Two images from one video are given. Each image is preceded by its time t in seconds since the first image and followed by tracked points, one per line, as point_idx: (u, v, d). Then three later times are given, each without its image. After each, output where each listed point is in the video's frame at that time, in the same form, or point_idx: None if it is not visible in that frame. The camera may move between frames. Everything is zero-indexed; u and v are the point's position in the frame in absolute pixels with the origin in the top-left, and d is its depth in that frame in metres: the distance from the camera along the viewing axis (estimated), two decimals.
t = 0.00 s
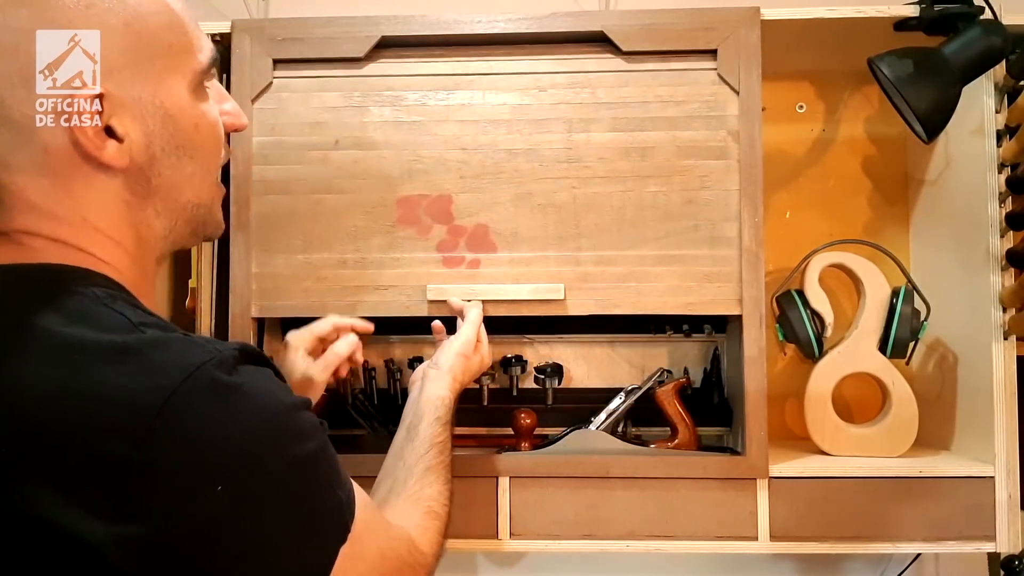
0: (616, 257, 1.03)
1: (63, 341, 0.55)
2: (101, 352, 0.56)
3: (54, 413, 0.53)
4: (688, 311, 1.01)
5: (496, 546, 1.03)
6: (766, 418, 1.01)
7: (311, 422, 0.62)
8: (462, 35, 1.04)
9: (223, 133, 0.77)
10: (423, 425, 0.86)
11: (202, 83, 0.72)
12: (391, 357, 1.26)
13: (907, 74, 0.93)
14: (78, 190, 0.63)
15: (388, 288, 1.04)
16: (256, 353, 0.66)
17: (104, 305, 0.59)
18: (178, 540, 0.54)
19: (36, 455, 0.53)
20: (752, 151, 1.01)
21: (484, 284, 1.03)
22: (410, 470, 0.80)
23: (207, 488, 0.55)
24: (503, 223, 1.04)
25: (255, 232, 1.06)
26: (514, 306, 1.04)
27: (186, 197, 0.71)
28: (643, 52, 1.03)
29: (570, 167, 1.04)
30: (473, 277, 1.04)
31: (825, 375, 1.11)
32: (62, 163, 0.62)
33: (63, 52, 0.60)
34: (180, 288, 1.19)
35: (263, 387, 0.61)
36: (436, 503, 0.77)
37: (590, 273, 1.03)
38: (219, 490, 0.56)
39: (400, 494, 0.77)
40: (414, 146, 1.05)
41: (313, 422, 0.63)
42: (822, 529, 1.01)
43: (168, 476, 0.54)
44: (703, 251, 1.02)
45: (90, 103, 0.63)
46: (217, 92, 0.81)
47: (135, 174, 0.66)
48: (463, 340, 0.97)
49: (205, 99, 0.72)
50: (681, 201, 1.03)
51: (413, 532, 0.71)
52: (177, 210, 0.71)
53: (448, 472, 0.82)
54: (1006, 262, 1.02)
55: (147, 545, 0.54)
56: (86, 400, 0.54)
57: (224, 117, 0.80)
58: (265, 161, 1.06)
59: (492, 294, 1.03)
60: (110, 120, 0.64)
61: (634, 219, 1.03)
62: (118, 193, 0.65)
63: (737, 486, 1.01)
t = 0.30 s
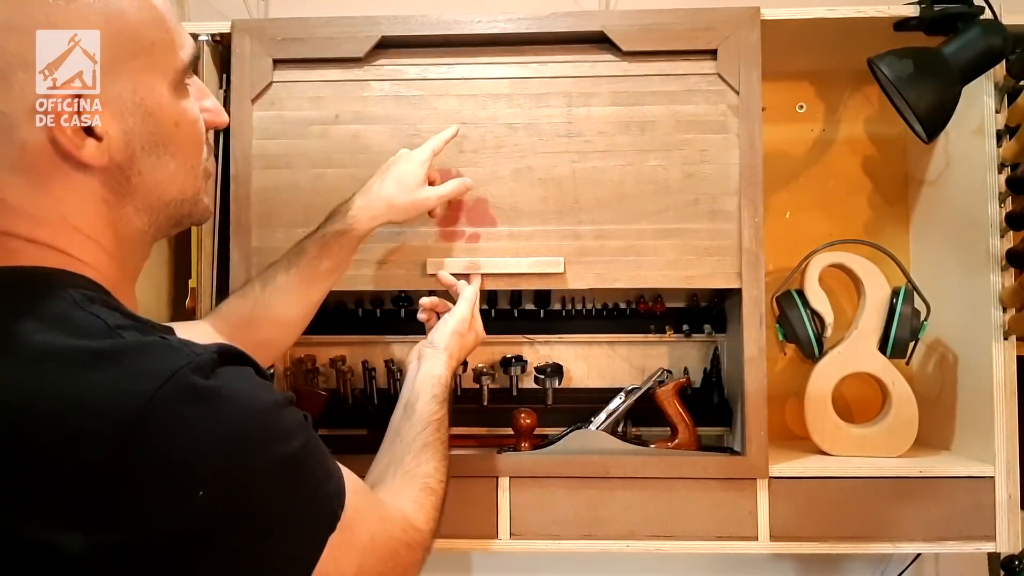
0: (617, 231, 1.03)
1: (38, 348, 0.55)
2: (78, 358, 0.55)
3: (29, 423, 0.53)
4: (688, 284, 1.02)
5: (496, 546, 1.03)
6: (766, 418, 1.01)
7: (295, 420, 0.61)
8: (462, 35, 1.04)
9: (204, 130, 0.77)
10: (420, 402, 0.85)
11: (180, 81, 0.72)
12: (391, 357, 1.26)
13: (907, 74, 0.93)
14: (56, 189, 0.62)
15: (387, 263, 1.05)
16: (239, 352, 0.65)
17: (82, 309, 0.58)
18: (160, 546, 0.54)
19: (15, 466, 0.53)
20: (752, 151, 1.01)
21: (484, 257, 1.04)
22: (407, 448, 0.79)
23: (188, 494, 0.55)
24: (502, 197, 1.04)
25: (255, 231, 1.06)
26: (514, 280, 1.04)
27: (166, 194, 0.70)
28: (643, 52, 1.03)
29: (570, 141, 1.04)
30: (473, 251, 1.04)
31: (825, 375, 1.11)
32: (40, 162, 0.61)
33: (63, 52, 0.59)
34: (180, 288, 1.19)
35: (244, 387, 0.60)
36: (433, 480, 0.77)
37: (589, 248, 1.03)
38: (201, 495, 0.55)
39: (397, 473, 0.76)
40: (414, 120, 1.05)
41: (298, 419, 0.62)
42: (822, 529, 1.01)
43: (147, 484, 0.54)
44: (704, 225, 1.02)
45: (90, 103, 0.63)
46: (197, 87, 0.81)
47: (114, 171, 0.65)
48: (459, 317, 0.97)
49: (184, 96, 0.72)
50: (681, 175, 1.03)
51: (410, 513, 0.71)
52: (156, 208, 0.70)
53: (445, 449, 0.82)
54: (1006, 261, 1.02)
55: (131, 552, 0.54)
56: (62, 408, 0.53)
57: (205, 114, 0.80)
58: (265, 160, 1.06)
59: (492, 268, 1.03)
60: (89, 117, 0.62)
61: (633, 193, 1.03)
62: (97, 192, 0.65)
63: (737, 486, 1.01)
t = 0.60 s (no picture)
0: (617, 205, 1.03)
1: (34, 351, 0.54)
2: (74, 360, 0.55)
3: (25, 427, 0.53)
4: (688, 258, 1.02)
5: (495, 546, 1.03)
6: (766, 418, 1.01)
7: (293, 415, 0.61)
8: (462, 35, 1.04)
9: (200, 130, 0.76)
10: (429, 379, 0.85)
11: (175, 80, 0.71)
12: (391, 357, 1.26)
13: (907, 74, 0.93)
14: (47, 190, 0.62)
15: (387, 237, 1.05)
16: (233, 349, 0.64)
17: (77, 310, 0.58)
18: (163, 544, 0.55)
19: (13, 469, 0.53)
20: (752, 152, 1.01)
21: (484, 232, 1.04)
22: (416, 424, 0.80)
23: (190, 492, 0.55)
24: (503, 172, 1.04)
25: (255, 231, 1.06)
26: (514, 254, 1.04)
27: (161, 194, 0.69)
28: (643, 52, 1.03)
29: (570, 116, 1.04)
30: (472, 226, 1.04)
31: (825, 375, 1.11)
32: (33, 162, 0.61)
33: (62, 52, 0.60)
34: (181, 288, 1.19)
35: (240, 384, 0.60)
36: (442, 454, 0.77)
37: (589, 222, 1.03)
38: (203, 492, 0.55)
39: (406, 449, 0.77)
40: (414, 95, 1.06)
41: (294, 413, 0.61)
42: (822, 529, 1.01)
43: (143, 485, 0.54)
44: (703, 199, 1.02)
45: (91, 103, 0.63)
46: (193, 86, 0.80)
47: (106, 172, 0.64)
48: (467, 295, 0.95)
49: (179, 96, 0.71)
50: (680, 149, 1.03)
51: (418, 488, 0.71)
52: (152, 208, 0.69)
53: (455, 423, 0.82)
54: (1005, 261, 1.02)
55: (135, 552, 0.54)
56: (60, 412, 0.53)
57: (201, 113, 0.79)
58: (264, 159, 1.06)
59: (492, 243, 1.03)
60: (77, 117, 0.62)
61: (633, 166, 1.03)
62: (89, 193, 0.64)
63: (737, 486, 1.01)
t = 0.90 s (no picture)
0: (617, 166, 1.03)
1: (39, 342, 0.54)
2: (78, 349, 0.54)
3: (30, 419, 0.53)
4: (688, 220, 1.02)
5: (495, 546, 1.03)
6: (766, 418, 1.01)
7: (295, 393, 0.61)
8: (462, 35, 1.04)
9: (208, 142, 0.75)
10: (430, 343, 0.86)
11: (188, 88, 0.71)
12: (391, 357, 1.26)
13: (907, 74, 0.93)
14: (48, 186, 0.62)
15: (388, 199, 1.05)
16: (235, 334, 0.64)
17: (80, 301, 0.58)
18: (178, 525, 0.55)
19: (24, 458, 0.53)
20: (752, 151, 1.01)
21: (483, 193, 1.03)
22: (420, 387, 0.80)
23: (201, 472, 0.55)
24: (503, 133, 1.04)
25: (255, 220, 1.06)
26: (514, 215, 1.04)
27: (163, 201, 0.69)
28: (643, 52, 1.03)
29: (570, 77, 1.05)
30: (472, 187, 1.04)
31: (825, 375, 1.11)
32: (33, 159, 0.61)
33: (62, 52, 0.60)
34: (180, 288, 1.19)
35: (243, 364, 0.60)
36: (448, 413, 0.78)
37: (589, 183, 1.03)
38: (214, 472, 0.55)
39: (412, 413, 0.77)
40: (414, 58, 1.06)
41: (297, 390, 0.61)
42: (822, 529, 1.01)
43: (151, 471, 0.54)
44: (703, 159, 1.02)
45: (90, 103, 0.62)
46: (208, 96, 0.80)
47: (108, 175, 0.64)
48: (462, 255, 0.95)
49: (189, 105, 0.71)
50: (680, 109, 1.03)
51: (428, 449, 0.72)
52: (154, 214, 0.69)
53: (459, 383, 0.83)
54: (1005, 262, 1.02)
55: (151, 533, 0.54)
56: (68, 400, 0.53)
57: (213, 125, 0.79)
58: (264, 158, 1.06)
59: (491, 203, 1.03)
60: (81, 117, 0.62)
61: (633, 127, 1.04)
62: (91, 194, 0.64)
63: (737, 486, 1.01)
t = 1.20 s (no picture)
0: (616, 129, 1.03)
1: (36, 338, 0.54)
2: (77, 341, 0.54)
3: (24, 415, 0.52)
4: (688, 181, 1.02)
5: (495, 546, 1.03)
6: (766, 419, 1.01)
7: (288, 370, 0.60)
8: (462, 35, 1.04)
9: (202, 144, 0.75)
10: (432, 303, 0.85)
11: (182, 88, 0.70)
12: (391, 357, 1.26)
13: (907, 74, 0.93)
14: (39, 185, 0.62)
15: (387, 161, 1.05)
16: (231, 321, 0.63)
17: (78, 297, 0.58)
18: (187, 504, 0.54)
19: (27, 452, 0.52)
20: (752, 152, 1.01)
21: (483, 156, 1.03)
22: (424, 347, 0.79)
23: (206, 450, 0.54)
24: (502, 96, 1.05)
25: (255, 181, 1.06)
26: (514, 178, 1.03)
27: (158, 202, 0.69)
28: (643, 52, 1.03)
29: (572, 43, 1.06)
30: (472, 149, 1.04)
31: (825, 375, 1.11)
32: (22, 159, 0.61)
33: (62, 52, 0.59)
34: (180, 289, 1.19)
35: (239, 345, 0.59)
36: (453, 370, 0.77)
37: (589, 145, 1.03)
38: (220, 449, 0.55)
39: (417, 373, 0.76)
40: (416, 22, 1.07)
41: (295, 365, 0.61)
42: (822, 529, 1.01)
43: (148, 457, 0.53)
44: (703, 122, 1.03)
45: (90, 103, 0.62)
46: (205, 98, 0.79)
47: (99, 176, 0.64)
48: (460, 215, 0.92)
49: (182, 105, 0.70)
50: (680, 72, 1.03)
51: (433, 408, 0.71)
52: (148, 214, 0.69)
53: (463, 342, 0.82)
54: (1005, 262, 1.02)
55: (163, 516, 0.54)
56: (68, 389, 0.52)
57: (207, 126, 0.79)
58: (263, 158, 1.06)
59: (491, 164, 1.02)
60: (74, 117, 0.61)
61: (633, 91, 1.04)
62: (82, 194, 0.64)
63: (738, 486, 1.01)
